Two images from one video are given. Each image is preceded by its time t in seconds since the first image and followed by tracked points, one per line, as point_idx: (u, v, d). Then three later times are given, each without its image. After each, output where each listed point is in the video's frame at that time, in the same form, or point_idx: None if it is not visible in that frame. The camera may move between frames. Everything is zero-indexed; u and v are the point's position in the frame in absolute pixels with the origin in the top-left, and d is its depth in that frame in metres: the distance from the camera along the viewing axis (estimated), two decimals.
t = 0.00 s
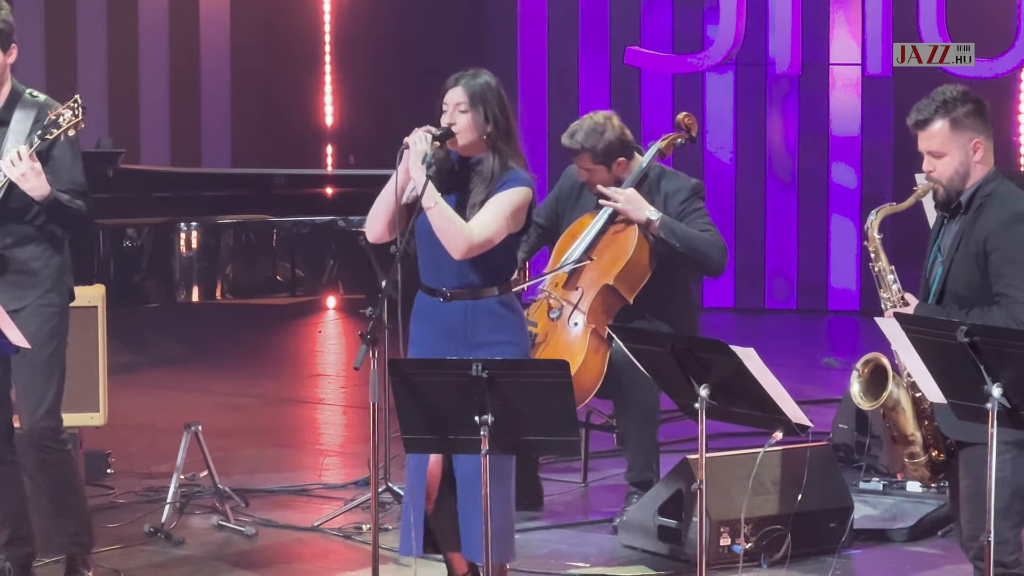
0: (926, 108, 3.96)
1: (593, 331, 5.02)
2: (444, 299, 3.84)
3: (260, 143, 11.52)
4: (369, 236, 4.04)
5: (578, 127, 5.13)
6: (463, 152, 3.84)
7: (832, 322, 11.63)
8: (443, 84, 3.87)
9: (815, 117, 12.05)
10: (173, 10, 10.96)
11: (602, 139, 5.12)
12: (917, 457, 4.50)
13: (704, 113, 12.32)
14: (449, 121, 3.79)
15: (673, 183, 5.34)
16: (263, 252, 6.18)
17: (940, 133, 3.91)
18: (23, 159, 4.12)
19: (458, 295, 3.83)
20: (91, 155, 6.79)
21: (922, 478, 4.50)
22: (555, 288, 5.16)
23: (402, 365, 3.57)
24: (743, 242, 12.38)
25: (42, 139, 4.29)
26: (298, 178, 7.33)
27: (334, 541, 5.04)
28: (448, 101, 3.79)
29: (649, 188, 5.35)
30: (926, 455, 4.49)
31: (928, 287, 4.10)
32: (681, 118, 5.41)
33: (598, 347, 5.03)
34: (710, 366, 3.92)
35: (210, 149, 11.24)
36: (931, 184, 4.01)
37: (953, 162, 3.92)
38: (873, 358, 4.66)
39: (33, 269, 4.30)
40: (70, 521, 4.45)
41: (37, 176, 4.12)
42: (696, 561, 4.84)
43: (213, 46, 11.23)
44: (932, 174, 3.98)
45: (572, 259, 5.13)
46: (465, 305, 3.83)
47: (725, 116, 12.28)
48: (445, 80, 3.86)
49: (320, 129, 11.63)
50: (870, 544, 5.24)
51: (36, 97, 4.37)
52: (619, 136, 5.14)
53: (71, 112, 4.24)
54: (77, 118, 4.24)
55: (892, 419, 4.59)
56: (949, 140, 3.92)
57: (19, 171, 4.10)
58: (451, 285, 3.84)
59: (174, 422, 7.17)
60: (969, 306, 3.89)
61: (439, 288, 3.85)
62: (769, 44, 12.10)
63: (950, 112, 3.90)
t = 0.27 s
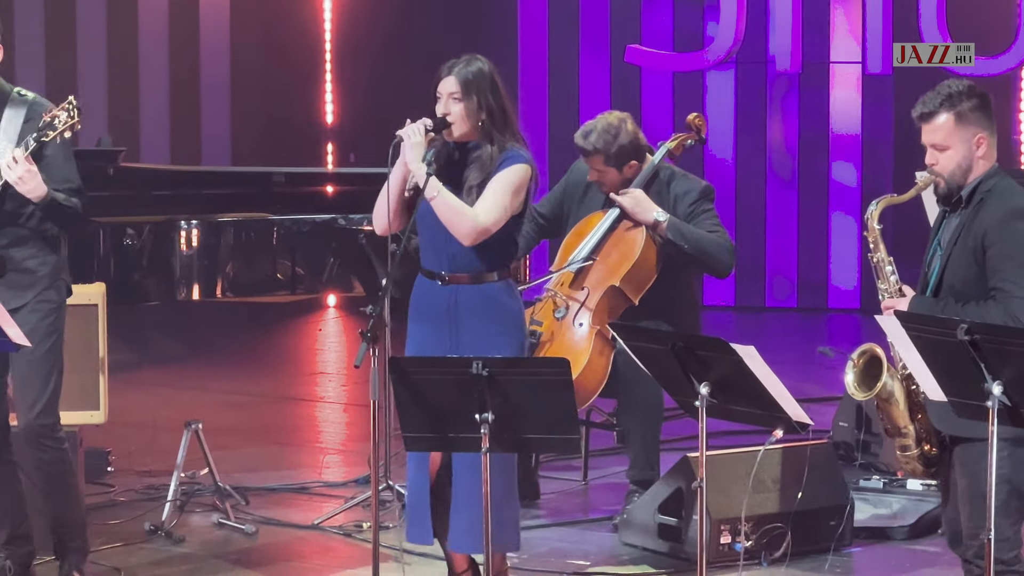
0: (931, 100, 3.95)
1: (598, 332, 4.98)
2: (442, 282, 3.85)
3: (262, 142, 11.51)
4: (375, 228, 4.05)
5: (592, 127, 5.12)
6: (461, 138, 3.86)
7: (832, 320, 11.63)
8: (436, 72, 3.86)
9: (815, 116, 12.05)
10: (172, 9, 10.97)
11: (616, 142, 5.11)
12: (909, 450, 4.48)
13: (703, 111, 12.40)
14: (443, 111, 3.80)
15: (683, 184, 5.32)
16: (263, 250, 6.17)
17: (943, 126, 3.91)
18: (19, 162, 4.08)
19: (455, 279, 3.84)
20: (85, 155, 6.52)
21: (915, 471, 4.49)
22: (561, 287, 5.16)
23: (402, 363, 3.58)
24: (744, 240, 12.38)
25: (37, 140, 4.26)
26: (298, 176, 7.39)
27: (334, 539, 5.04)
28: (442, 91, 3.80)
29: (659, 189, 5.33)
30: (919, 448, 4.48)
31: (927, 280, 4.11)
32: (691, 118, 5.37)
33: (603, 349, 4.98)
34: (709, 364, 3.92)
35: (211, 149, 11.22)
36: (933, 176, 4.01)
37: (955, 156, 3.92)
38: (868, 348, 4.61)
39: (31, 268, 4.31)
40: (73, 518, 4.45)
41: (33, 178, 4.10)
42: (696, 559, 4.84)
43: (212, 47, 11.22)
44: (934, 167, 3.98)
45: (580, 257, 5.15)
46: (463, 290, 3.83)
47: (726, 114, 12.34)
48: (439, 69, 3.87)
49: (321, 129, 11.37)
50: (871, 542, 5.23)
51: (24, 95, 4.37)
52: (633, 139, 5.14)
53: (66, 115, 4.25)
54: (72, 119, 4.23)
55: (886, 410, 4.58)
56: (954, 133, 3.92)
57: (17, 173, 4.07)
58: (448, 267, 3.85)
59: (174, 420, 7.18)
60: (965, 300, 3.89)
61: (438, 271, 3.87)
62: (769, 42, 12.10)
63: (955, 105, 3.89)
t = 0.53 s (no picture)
0: (930, 95, 3.95)
1: (594, 329, 5.00)
2: (446, 271, 3.86)
3: (262, 142, 11.50)
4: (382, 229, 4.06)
5: (589, 120, 5.13)
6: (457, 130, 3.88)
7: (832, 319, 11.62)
8: (434, 64, 3.87)
9: (815, 114, 12.07)
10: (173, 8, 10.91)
11: (614, 133, 5.11)
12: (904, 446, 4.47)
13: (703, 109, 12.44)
14: (438, 105, 3.81)
15: (677, 181, 5.27)
16: (263, 249, 6.17)
17: (942, 120, 3.91)
18: (16, 155, 4.10)
19: (458, 267, 3.85)
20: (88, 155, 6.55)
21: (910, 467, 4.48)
22: (556, 286, 5.15)
23: (402, 362, 3.57)
24: (743, 239, 12.41)
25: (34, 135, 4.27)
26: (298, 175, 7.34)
27: (334, 538, 5.05)
28: (436, 86, 3.81)
29: (653, 185, 5.28)
30: (913, 444, 4.46)
31: (924, 276, 4.12)
32: (685, 115, 5.26)
33: (599, 344, 5.01)
34: (710, 362, 3.92)
35: (210, 149, 11.22)
36: (931, 171, 4.01)
37: (954, 151, 3.92)
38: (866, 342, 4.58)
39: (30, 265, 4.32)
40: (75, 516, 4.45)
41: (32, 171, 4.12)
42: (696, 558, 4.85)
43: (212, 48, 11.20)
44: (933, 162, 3.97)
45: (575, 254, 5.14)
46: (465, 278, 3.84)
47: (725, 114, 12.37)
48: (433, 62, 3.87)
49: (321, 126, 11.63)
50: (871, 540, 5.23)
51: (24, 91, 4.36)
52: (631, 131, 5.14)
53: (60, 107, 4.26)
54: (67, 112, 4.24)
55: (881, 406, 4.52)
56: (952, 128, 3.92)
57: (15, 166, 4.09)
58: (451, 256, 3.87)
59: (174, 419, 7.17)
60: (962, 294, 3.89)
61: (442, 259, 3.88)
62: (769, 41, 12.11)
63: (954, 100, 3.90)
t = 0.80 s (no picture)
0: (919, 96, 3.96)
1: (587, 322, 4.94)
2: (452, 267, 3.85)
3: (260, 140, 11.57)
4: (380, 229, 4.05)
5: (573, 114, 5.07)
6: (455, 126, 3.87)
7: (831, 317, 11.63)
8: (431, 59, 3.87)
9: (815, 112, 12.03)
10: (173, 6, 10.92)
11: (597, 127, 5.06)
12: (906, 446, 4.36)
13: (702, 106, 12.45)
14: (435, 100, 3.80)
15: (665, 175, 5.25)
16: (262, 248, 6.12)
17: (933, 121, 3.91)
18: (17, 150, 4.10)
19: (464, 264, 3.85)
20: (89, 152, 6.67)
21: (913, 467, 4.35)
22: (546, 281, 5.07)
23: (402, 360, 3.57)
24: (742, 237, 12.45)
25: (36, 130, 4.28)
26: (299, 174, 7.36)
27: (334, 536, 5.05)
28: (433, 81, 3.81)
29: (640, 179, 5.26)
30: (915, 444, 4.35)
31: (921, 277, 4.13)
32: (669, 107, 5.11)
33: (593, 337, 4.96)
34: (708, 360, 3.94)
35: (210, 148, 11.28)
36: (925, 171, 4.02)
37: (946, 150, 3.92)
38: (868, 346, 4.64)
39: (31, 262, 4.30)
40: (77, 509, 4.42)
41: (31, 166, 4.12)
42: (696, 556, 4.85)
43: (210, 47, 11.19)
44: (926, 162, 3.99)
45: (566, 249, 5.07)
46: (471, 275, 3.85)
47: (725, 113, 12.37)
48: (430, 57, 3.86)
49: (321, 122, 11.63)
50: (870, 538, 5.22)
51: (29, 88, 4.34)
52: (615, 126, 5.08)
53: (62, 101, 4.30)
54: (70, 106, 4.29)
55: (885, 407, 4.49)
56: (944, 127, 3.92)
57: (14, 161, 4.09)
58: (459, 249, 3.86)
59: (172, 418, 7.16)
60: (963, 293, 3.89)
61: (447, 255, 3.87)
62: (769, 39, 12.11)
63: (944, 100, 3.90)
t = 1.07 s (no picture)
0: (913, 97, 3.99)
1: (583, 318, 4.99)
2: (457, 276, 3.85)
3: (257, 136, 11.62)
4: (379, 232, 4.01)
5: (561, 119, 5.06)
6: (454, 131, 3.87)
7: (829, 314, 11.64)
8: (431, 63, 3.88)
9: (814, 108, 12.04)
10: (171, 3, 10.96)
11: (585, 131, 5.05)
12: (907, 446, 4.45)
13: (700, 103, 12.42)
14: (436, 101, 3.81)
15: (658, 172, 5.24)
16: (261, 246, 6.21)
17: (928, 121, 3.94)
18: (24, 150, 4.09)
19: (469, 272, 3.85)
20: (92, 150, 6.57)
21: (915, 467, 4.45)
22: (543, 278, 5.08)
23: (401, 358, 3.58)
24: (740, 234, 12.44)
25: (46, 128, 4.25)
26: (297, 171, 7.39)
27: (332, 533, 5.06)
28: (435, 82, 3.82)
29: (633, 177, 5.25)
30: (916, 444, 4.44)
31: (920, 278, 4.14)
32: (663, 104, 5.19)
33: (590, 334, 5.01)
34: (707, 357, 3.97)
35: (209, 146, 11.34)
36: (920, 172, 4.03)
37: (941, 151, 3.95)
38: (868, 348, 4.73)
39: (40, 262, 4.29)
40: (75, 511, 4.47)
41: (37, 167, 4.10)
42: (694, 553, 4.86)
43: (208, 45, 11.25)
44: (921, 163, 4.00)
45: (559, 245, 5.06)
46: (477, 284, 3.84)
47: (724, 109, 12.34)
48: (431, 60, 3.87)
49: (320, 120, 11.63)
50: (869, 535, 5.22)
51: (44, 89, 4.33)
52: (602, 129, 5.07)
53: (71, 100, 4.25)
54: (79, 105, 4.24)
55: (886, 408, 4.59)
56: (938, 128, 3.95)
57: (20, 161, 4.07)
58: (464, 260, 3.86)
59: (171, 415, 7.17)
60: (964, 293, 3.90)
61: (451, 265, 3.87)
62: (768, 37, 12.05)
63: (939, 100, 3.92)
